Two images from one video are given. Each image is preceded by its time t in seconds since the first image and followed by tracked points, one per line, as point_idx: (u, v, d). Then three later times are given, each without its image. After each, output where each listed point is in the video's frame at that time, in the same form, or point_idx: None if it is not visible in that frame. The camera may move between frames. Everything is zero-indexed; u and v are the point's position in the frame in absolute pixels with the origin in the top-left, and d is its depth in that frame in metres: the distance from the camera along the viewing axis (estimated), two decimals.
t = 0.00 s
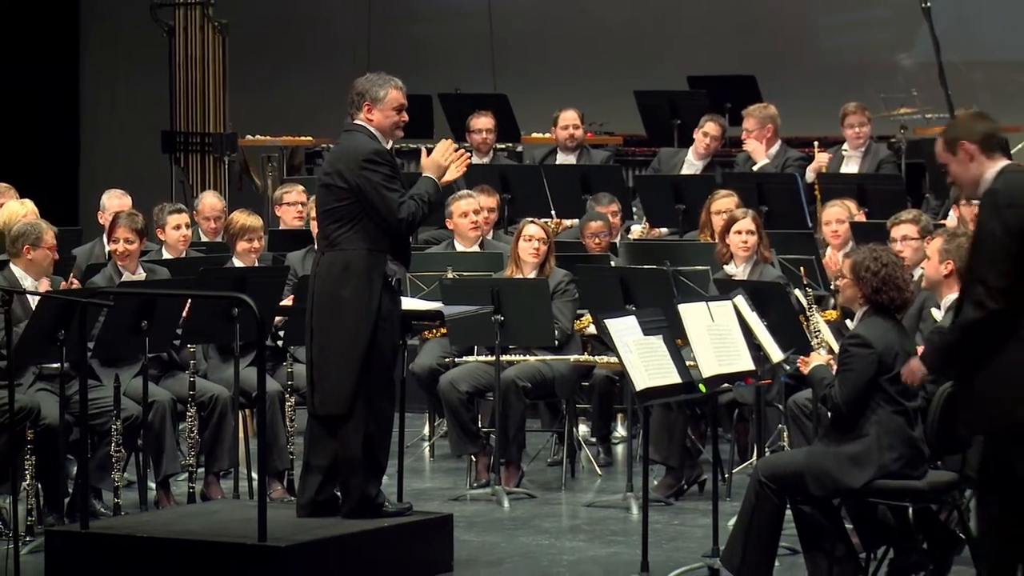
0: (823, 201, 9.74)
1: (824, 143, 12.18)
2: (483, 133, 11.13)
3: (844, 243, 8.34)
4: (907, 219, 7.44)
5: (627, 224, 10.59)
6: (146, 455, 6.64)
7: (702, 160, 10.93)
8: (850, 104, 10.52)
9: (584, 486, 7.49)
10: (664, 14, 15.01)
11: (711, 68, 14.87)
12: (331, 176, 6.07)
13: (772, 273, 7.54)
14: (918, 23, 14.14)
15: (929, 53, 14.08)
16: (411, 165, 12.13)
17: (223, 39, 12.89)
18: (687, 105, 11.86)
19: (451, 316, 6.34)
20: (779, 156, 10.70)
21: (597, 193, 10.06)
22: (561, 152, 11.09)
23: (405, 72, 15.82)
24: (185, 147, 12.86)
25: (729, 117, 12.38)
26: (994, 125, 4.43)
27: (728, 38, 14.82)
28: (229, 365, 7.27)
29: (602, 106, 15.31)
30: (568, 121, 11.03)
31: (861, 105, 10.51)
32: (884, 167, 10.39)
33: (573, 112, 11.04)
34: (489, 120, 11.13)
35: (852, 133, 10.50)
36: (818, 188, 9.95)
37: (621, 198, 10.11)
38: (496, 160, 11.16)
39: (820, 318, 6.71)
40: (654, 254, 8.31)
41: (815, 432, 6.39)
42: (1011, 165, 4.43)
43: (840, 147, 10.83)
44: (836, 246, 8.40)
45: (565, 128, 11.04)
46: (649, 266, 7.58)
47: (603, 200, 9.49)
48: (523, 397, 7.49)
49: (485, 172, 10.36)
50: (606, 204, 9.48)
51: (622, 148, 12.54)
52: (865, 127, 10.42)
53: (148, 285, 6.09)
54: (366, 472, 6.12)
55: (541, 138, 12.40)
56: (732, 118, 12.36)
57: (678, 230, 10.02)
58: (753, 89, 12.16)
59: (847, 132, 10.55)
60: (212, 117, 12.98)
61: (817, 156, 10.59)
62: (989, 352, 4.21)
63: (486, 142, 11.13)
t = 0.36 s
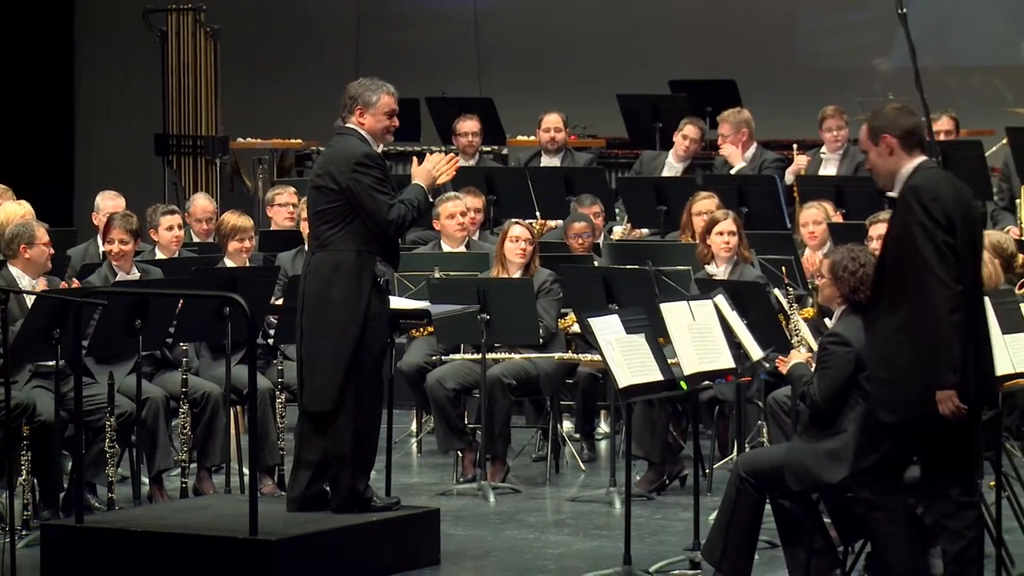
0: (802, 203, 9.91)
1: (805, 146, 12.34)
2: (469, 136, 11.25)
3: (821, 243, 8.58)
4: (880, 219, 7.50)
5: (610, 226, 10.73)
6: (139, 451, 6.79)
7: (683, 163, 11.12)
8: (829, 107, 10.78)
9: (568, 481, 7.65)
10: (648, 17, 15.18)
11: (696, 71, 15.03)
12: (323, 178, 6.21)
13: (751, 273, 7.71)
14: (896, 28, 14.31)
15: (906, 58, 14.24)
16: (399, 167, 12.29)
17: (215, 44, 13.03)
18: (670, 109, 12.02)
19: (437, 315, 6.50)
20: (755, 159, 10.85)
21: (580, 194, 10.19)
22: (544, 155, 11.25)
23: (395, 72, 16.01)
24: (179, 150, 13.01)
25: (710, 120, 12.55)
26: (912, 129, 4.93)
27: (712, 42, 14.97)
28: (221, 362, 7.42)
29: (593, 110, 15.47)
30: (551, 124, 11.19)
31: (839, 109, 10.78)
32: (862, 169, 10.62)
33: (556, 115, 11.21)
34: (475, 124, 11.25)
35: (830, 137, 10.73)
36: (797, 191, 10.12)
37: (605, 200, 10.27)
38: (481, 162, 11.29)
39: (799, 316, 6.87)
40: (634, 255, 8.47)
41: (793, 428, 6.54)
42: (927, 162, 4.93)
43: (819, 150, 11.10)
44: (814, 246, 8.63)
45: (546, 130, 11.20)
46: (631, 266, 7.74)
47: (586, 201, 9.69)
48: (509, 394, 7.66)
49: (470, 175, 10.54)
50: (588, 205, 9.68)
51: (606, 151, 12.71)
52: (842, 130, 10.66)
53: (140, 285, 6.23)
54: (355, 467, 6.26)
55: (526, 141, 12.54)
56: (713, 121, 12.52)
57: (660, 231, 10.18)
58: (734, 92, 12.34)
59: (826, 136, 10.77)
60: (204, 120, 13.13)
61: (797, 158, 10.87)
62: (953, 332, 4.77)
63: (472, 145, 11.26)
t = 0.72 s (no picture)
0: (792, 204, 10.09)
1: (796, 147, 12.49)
2: (466, 138, 11.40)
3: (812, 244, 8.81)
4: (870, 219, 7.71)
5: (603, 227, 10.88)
6: (144, 447, 6.93)
7: (668, 164, 11.14)
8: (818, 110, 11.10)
9: (564, 476, 7.80)
10: (642, 20, 15.34)
11: (689, 73, 15.18)
12: (323, 181, 6.37)
13: (743, 273, 7.88)
14: (883, 32, 14.41)
15: (894, 62, 14.34)
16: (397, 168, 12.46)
17: (217, 49, 13.19)
18: (663, 111, 12.17)
19: (436, 313, 6.65)
20: (747, 160, 11.01)
21: (575, 196, 10.36)
22: (540, 157, 11.40)
23: (393, 73, 16.16)
24: (182, 151, 13.22)
25: (702, 123, 12.70)
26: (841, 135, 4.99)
27: (705, 44, 15.13)
28: (225, 360, 7.57)
29: (589, 111, 15.62)
30: (546, 127, 11.36)
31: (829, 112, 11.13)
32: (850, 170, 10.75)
33: (552, 118, 11.36)
34: (472, 126, 11.40)
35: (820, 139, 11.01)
36: (787, 193, 10.30)
37: (599, 201, 10.43)
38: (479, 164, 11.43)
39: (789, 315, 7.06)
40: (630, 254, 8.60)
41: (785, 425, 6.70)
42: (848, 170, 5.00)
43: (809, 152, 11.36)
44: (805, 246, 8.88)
45: (541, 133, 11.37)
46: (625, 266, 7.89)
47: (580, 202, 9.97)
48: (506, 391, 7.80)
49: (467, 176, 10.70)
50: (582, 206, 9.97)
51: (601, 152, 12.87)
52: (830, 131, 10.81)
53: (146, 284, 6.37)
54: (355, 462, 6.41)
55: (522, 143, 12.71)
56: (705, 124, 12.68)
57: (653, 232, 10.32)
58: (727, 96, 12.50)
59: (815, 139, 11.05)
60: (207, 122, 13.27)
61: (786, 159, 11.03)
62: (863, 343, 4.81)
63: (469, 147, 11.40)
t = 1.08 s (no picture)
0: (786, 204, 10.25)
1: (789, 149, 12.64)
2: (467, 140, 11.55)
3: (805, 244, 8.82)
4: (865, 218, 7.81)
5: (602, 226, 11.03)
6: (152, 441, 7.08)
7: (654, 164, 11.37)
8: (812, 112, 11.26)
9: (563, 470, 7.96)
10: (638, 23, 15.50)
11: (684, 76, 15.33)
12: (325, 181, 6.51)
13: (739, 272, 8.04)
14: (874, 35, 14.55)
15: (885, 66, 14.49)
16: (398, 169, 12.61)
17: (225, 52, 13.36)
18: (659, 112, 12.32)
19: (438, 311, 6.81)
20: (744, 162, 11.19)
21: (574, 196, 10.52)
22: (540, 158, 11.56)
23: (396, 74, 16.31)
24: (190, 153, 13.38)
25: (700, 125, 12.86)
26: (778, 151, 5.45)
27: (702, 47, 15.28)
28: (231, 356, 7.72)
29: (589, 113, 15.78)
30: (546, 129, 11.51)
31: (823, 113, 11.25)
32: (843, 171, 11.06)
33: (552, 120, 11.52)
34: (473, 128, 11.54)
35: (813, 140, 11.25)
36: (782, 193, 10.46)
37: (598, 202, 10.59)
38: (480, 166, 11.59)
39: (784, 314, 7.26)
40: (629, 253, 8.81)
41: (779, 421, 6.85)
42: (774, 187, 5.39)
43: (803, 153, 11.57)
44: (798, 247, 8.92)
45: (542, 135, 11.52)
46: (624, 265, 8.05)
47: (578, 203, 10.15)
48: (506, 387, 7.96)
49: (469, 177, 10.86)
50: (580, 207, 10.14)
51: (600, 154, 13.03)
52: (825, 134, 11.16)
53: (155, 282, 6.52)
54: (358, 457, 6.56)
55: (523, 144, 12.87)
56: (703, 125, 12.83)
57: (650, 232, 10.47)
58: (724, 98, 12.66)
59: (809, 140, 11.29)
60: (214, 125, 13.43)
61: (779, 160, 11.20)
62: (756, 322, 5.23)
63: (470, 148, 11.55)
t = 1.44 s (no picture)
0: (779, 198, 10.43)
1: (782, 144, 12.81)
2: (467, 136, 11.70)
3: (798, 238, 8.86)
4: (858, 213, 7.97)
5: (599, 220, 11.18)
6: (159, 431, 7.24)
7: (642, 159, 11.57)
8: (804, 108, 11.50)
9: (561, 459, 8.12)
10: (634, 22, 15.66)
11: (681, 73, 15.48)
12: (325, 176, 6.66)
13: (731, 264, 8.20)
14: (866, 34, 14.72)
15: (875, 63, 14.69)
16: (398, 164, 12.76)
17: (230, 50, 13.52)
18: (655, 107, 12.47)
19: (438, 303, 6.97)
20: (739, 158, 11.36)
21: (572, 191, 10.67)
22: (538, 154, 11.71)
23: (395, 72, 16.47)
24: (196, 148, 13.55)
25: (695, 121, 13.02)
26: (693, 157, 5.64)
27: (697, 45, 15.43)
28: (236, 348, 7.88)
29: (588, 111, 15.94)
30: (544, 125, 11.66)
31: (815, 110, 11.49)
32: (834, 167, 11.32)
33: (550, 117, 11.67)
34: (473, 124, 11.70)
35: (806, 136, 11.46)
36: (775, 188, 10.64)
37: (595, 196, 10.75)
38: (479, 161, 11.74)
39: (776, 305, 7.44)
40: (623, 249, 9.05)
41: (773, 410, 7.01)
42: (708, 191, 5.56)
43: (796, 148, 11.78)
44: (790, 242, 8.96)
45: (540, 132, 11.68)
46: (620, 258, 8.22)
47: (574, 197, 10.15)
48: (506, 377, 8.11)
49: (468, 173, 11.02)
50: (577, 201, 10.14)
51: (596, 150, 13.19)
52: (817, 130, 11.41)
53: (163, 275, 6.67)
54: (360, 445, 6.72)
55: (521, 140, 13.03)
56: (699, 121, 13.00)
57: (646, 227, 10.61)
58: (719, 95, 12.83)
59: (801, 136, 11.51)
60: (219, 121, 13.60)
61: (773, 155, 11.36)
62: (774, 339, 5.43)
63: (470, 144, 11.70)
